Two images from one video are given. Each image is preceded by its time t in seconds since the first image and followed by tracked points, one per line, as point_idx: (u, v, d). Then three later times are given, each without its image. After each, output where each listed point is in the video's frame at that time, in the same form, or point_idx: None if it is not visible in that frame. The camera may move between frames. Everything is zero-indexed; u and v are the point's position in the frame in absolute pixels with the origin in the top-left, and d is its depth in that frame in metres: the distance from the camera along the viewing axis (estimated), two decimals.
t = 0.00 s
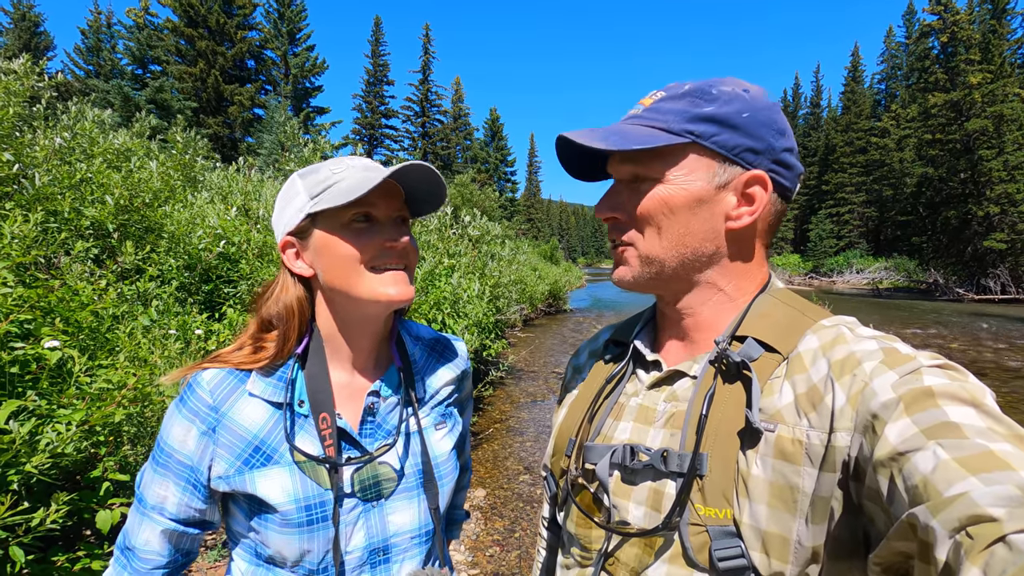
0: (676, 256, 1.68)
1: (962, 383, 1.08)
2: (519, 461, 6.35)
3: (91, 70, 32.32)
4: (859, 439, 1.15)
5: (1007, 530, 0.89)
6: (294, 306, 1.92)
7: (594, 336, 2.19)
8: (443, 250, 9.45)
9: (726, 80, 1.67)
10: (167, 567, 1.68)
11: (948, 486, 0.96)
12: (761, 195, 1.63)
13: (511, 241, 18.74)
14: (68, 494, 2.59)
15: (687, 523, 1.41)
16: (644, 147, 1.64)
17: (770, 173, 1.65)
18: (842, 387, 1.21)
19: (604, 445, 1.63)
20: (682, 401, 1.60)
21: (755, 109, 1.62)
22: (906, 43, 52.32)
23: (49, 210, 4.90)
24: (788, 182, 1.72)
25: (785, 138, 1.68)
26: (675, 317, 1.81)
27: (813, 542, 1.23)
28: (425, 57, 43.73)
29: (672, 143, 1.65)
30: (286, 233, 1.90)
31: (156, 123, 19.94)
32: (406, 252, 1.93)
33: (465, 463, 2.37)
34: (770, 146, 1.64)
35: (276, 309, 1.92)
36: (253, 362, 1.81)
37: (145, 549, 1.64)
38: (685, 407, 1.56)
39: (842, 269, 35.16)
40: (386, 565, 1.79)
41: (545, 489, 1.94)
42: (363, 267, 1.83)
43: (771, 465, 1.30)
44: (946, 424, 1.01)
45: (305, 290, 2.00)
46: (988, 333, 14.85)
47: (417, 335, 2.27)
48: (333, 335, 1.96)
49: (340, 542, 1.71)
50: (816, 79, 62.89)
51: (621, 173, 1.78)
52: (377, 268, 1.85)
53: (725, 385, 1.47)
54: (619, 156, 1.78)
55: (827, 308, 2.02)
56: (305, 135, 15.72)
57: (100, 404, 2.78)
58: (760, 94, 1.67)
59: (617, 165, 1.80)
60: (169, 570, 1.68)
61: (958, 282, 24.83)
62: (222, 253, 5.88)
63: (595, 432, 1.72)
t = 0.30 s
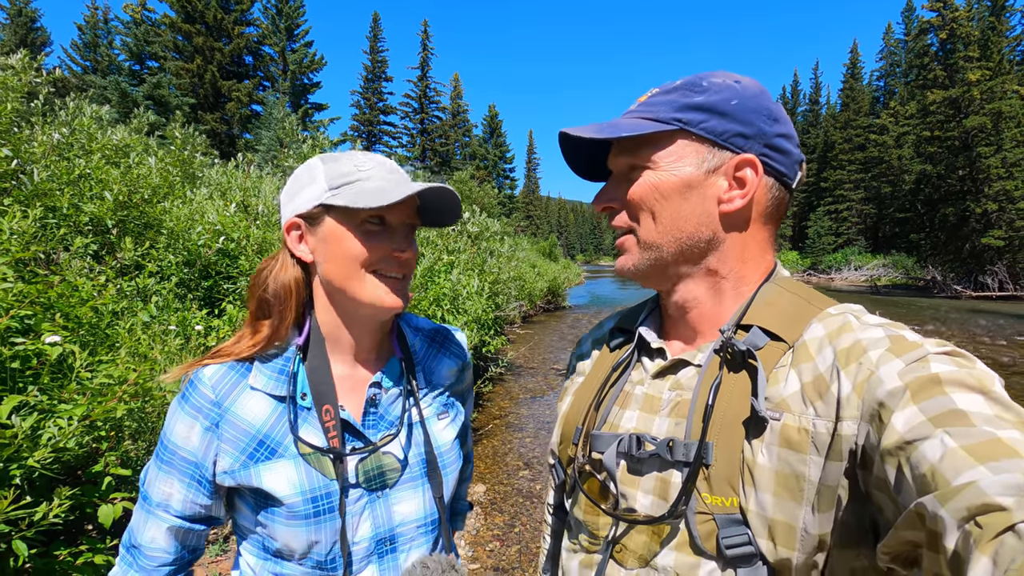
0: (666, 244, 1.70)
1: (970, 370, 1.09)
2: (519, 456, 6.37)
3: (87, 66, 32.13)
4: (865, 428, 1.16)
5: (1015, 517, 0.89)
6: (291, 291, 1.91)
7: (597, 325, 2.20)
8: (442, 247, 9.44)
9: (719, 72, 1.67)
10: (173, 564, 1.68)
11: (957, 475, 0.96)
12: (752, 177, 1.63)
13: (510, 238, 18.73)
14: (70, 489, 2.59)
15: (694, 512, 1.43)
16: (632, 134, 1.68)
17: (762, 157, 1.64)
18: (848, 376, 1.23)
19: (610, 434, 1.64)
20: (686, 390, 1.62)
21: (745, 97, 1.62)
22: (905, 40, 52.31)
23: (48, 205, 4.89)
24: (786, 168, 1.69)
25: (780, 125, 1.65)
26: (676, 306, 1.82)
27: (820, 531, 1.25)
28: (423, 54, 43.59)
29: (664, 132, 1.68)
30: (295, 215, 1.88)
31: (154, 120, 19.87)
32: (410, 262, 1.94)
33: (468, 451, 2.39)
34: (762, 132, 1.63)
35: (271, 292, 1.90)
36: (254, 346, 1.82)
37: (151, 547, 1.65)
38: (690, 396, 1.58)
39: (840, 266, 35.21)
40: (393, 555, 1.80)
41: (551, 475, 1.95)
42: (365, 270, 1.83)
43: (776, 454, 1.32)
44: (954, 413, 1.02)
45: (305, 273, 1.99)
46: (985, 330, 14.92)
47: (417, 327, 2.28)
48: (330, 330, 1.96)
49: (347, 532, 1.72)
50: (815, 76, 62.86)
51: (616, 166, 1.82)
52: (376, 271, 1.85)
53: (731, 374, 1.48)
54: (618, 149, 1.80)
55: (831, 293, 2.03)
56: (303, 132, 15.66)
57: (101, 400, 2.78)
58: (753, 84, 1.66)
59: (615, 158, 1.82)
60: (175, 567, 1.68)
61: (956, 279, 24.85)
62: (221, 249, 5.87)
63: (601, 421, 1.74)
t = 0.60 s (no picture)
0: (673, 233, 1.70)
1: (983, 354, 1.09)
2: (519, 455, 6.36)
3: (85, 65, 32.05)
4: (879, 415, 1.17)
5: None
6: (297, 284, 1.91)
7: (607, 316, 2.20)
8: (442, 246, 9.44)
9: (724, 63, 1.68)
10: (181, 560, 1.67)
11: (971, 461, 0.96)
12: (758, 166, 1.62)
13: (509, 237, 18.74)
14: (72, 486, 2.59)
15: (708, 503, 1.43)
16: (637, 125, 1.68)
17: (768, 147, 1.64)
18: (860, 364, 1.23)
19: (622, 425, 1.65)
20: (698, 379, 1.62)
21: (751, 87, 1.63)
22: (903, 39, 52.43)
23: (47, 203, 4.87)
24: (793, 156, 1.69)
25: (786, 113, 1.66)
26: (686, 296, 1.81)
27: (835, 518, 1.26)
28: (422, 53, 43.55)
29: (669, 124, 1.68)
30: (298, 209, 1.87)
31: (152, 118, 19.81)
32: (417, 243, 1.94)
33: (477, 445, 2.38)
34: (767, 120, 1.64)
35: (278, 286, 1.90)
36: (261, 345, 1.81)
37: (159, 542, 1.64)
38: (702, 386, 1.58)
39: (838, 265, 35.26)
40: (403, 548, 1.80)
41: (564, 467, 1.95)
42: (377, 254, 1.82)
43: (791, 443, 1.32)
44: (967, 398, 1.02)
45: (310, 266, 1.99)
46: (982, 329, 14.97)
47: (423, 319, 2.27)
48: (335, 322, 1.96)
49: (357, 525, 1.72)
50: (814, 76, 62.94)
51: (624, 159, 1.82)
52: (386, 255, 1.84)
53: (742, 364, 1.49)
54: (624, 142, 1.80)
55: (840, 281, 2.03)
56: (302, 130, 15.64)
57: (102, 397, 2.77)
58: (758, 75, 1.67)
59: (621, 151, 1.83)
60: (183, 563, 1.68)
61: (953, 278, 24.82)
62: (221, 248, 5.87)
63: (611, 412, 1.74)
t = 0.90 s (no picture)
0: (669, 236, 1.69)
1: (983, 355, 1.08)
2: (518, 456, 6.35)
3: (83, 65, 32.00)
4: (878, 416, 1.17)
5: None
6: (294, 286, 1.90)
7: (606, 322, 2.20)
8: (441, 247, 9.43)
9: (717, 66, 1.68)
10: (173, 568, 1.66)
11: (971, 461, 0.96)
12: (755, 169, 1.62)
13: (508, 238, 18.77)
14: (69, 489, 2.57)
15: (710, 506, 1.42)
16: (633, 130, 1.67)
17: (764, 149, 1.64)
18: (860, 365, 1.23)
19: (622, 429, 1.64)
20: (699, 383, 1.61)
21: (744, 90, 1.63)
22: (900, 41, 52.62)
23: (44, 204, 4.85)
24: (787, 158, 1.68)
25: (779, 115, 1.66)
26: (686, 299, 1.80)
27: (837, 521, 1.26)
28: (420, 54, 43.56)
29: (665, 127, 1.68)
30: (295, 210, 1.86)
31: (150, 119, 19.78)
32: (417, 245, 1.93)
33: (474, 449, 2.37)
34: (762, 123, 1.64)
35: (274, 289, 1.88)
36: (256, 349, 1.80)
37: (150, 552, 1.63)
38: (702, 389, 1.57)
39: (836, 266, 35.34)
40: (400, 554, 1.79)
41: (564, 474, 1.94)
42: (376, 257, 1.81)
43: (793, 445, 1.31)
44: (968, 398, 1.02)
45: (306, 269, 1.97)
46: (980, 330, 15.01)
47: (418, 323, 2.26)
48: (331, 326, 1.94)
49: (353, 532, 1.71)
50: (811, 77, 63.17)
51: (620, 162, 1.82)
52: (384, 257, 1.83)
53: (742, 366, 1.48)
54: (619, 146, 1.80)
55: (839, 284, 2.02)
56: (300, 131, 15.63)
57: (99, 399, 2.76)
58: (752, 77, 1.67)
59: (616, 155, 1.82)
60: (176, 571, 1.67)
61: (951, 279, 25.00)
62: (219, 249, 5.86)
63: (612, 416, 1.73)
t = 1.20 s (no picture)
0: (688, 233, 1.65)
1: (974, 360, 1.07)
2: (519, 458, 6.34)
3: (84, 67, 32.09)
4: (871, 421, 1.16)
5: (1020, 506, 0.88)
6: (287, 290, 1.89)
7: (602, 330, 2.19)
8: (441, 248, 9.43)
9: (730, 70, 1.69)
10: None
11: (963, 466, 0.94)
12: (771, 177, 1.66)
13: (508, 240, 18.76)
14: (66, 492, 2.57)
15: (704, 511, 1.41)
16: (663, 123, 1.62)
17: (777, 157, 1.70)
18: (852, 369, 1.22)
19: (617, 436, 1.63)
20: (693, 389, 1.60)
21: (760, 97, 1.66)
22: (901, 43, 52.63)
23: (44, 206, 4.85)
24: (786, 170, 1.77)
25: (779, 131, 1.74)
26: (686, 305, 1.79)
27: (833, 527, 1.24)
28: (421, 56, 43.62)
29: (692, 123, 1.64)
30: (287, 216, 1.86)
31: (152, 121, 19.80)
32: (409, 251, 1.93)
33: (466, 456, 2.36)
34: (775, 132, 1.69)
35: (267, 294, 1.87)
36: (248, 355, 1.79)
37: (141, 561, 1.62)
38: (696, 395, 1.56)
39: (837, 267, 35.26)
40: (394, 561, 1.78)
41: (561, 482, 1.93)
42: (369, 262, 1.81)
43: (786, 450, 1.30)
44: (958, 403, 1.01)
45: (299, 274, 1.97)
46: (982, 331, 14.99)
47: (412, 327, 2.26)
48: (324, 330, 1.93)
49: (347, 540, 1.69)
50: (812, 78, 63.22)
51: (638, 155, 1.77)
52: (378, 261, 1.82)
53: (735, 371, 1.47)
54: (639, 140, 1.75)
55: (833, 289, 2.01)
56: (301, 132, 15.67)
57: (97, 402, 2.75)
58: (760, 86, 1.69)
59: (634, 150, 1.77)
60: None
61: (953, 280, 25.00)
62: (219, 250, 5.85)
63: (607, 423, 1.72)
